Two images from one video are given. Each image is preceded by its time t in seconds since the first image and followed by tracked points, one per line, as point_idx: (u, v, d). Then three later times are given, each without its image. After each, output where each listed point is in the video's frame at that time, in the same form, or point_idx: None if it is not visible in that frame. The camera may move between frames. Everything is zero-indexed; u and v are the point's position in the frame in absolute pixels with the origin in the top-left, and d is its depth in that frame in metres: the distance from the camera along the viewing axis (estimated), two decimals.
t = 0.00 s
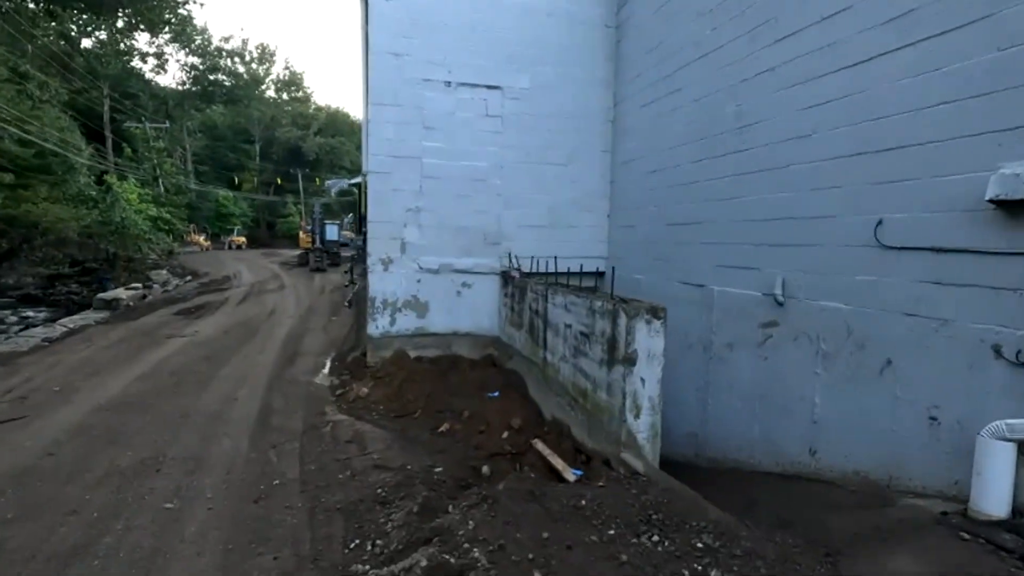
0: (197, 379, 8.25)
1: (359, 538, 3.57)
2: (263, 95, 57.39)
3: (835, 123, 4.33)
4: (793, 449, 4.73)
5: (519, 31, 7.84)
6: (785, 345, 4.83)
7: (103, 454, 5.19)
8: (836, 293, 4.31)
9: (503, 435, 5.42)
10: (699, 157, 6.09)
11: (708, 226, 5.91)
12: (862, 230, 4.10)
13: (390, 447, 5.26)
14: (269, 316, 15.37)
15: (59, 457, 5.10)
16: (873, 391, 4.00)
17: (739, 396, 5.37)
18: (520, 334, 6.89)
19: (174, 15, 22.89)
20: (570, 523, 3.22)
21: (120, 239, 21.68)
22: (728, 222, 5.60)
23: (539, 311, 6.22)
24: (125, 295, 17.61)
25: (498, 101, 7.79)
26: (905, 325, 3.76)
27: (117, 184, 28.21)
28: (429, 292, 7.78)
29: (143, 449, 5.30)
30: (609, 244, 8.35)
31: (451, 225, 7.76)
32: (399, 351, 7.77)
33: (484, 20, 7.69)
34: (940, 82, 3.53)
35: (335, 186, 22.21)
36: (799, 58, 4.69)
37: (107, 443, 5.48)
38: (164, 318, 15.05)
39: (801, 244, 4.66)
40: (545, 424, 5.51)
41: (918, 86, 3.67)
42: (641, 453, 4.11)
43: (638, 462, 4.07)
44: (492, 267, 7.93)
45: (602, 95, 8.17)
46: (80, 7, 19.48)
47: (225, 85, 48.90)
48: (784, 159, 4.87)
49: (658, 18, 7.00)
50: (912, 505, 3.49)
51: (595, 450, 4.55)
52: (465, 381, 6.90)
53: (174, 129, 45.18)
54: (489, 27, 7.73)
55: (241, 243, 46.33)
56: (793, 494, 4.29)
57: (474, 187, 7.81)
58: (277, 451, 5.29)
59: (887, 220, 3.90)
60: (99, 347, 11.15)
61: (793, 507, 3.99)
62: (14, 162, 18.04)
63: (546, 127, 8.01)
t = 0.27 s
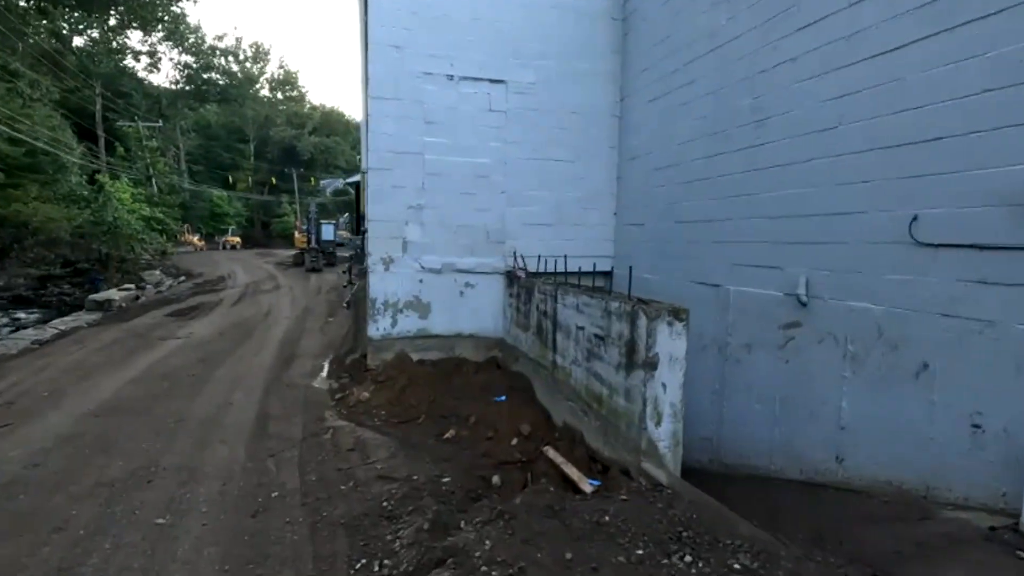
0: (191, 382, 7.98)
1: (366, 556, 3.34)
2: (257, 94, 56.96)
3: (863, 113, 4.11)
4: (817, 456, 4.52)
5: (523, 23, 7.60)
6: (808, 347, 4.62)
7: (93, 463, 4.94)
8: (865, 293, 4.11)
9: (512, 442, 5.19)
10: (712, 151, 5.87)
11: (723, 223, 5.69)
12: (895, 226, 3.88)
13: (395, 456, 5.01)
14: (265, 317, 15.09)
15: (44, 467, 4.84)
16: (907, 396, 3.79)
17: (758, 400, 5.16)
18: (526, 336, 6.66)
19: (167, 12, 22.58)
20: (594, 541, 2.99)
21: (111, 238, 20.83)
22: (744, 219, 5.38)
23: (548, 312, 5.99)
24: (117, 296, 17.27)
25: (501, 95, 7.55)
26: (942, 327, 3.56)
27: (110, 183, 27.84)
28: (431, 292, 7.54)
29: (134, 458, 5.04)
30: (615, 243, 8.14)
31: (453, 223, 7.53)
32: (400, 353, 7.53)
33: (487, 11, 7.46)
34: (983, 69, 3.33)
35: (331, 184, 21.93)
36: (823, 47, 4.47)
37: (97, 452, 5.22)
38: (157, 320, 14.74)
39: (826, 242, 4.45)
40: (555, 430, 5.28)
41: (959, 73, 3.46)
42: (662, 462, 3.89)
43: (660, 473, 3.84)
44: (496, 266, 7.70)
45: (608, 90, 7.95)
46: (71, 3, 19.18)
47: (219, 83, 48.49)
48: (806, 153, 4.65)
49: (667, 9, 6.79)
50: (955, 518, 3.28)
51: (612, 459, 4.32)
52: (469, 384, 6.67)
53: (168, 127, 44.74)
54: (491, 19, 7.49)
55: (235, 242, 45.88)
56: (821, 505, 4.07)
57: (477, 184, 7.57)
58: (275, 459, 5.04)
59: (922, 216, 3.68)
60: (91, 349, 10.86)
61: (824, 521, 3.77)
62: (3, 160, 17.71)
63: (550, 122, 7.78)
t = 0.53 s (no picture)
0: (183, 386, 7.69)
1: None
2: (251, 93, 56.49)
3: (904, 99, 3.89)
4: (849, 461, 4.28)
5: (528, 12, 7.34)
6: (837, 347, 4.39)
7: (79, 475, 4.65)
8: (902, 290, 3.88)
9: (523, 449, 4.93)
10: (730, 143, 5.64)
11: (742, 218, 5.44)
12: (939, 222, 3.64)
13: (400, 464, 4.75)
14: (260, 318, 14.78)
15: (26, 480, 4.54)
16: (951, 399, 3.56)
17: (781, 403, 4.92)
18: (534, 336, 6.39)
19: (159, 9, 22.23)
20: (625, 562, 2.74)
21: (102, 239, 20.32)
22: (767, 213, 5.14)
23: (558, 311, 5.73)
24: (109, 297, 16.89)
25: (506, 87, 7.28)
26: (992, 326, 3.33)
27: (101, 183, 27.42)
28: (433, 291, 7.27)
29: (123, 468, 4.76)
30: (623, 240, 7.89)
31: (456, 220, 7.26)
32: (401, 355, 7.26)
33: None
34: None
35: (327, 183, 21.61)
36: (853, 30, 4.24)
37: (83, 462, 4.93)
38: (149, 321, 14.39)
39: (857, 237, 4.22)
40: (568, 436, 5.03)
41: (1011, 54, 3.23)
42: (689, 471, 3.65)
43: (687, 484, 3.59)
44: (500, 264, 7.44)
45: (616, 82, 7.70)
46: None
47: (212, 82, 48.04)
48: (837, 142, 4.42)
49: None
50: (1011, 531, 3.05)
51: (632, 467, 4.07)
52: (475, 387, 6.40)
53: (160, 127, 44.27)
54: (495, 8, 7.23)
55: (229, 243, 45.40)
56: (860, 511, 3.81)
57: (481, 178, 7.31)
58: (273, 469, 4.77)
59: (968, 207, 3.47)
60: (80, 352, 10.52)
61: (867, 530, 3.51)
62: None
63: (556, 115, 7.53)
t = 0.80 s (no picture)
0: (175, 393, 7.37)
1: None
2: (244, 92, 55.95)
3: (947, 88, 3.64)
4: (885, 475, 4.03)
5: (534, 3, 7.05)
6: (871, 353, 4.14)
7: (63, 493, 4.36)
8: (947, 293, 3.62)
9: (536, 461, 4.66)
10: (748, 138, 5.37)
11: (762, 216, 5.18)
12: (988, 222, 3.40)
13: (406, 480, 4.47)
14: (255, 320, 14.44)
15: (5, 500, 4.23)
16: (1004, 410, 3.32)
17: (807, 412, 4.67)
18: (543, 341, 6.13)
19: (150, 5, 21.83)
20: None
21: (94, 239, 20.28)
22: (790, 211, 4.88)
23: (570, 315, 5.45)
24: (100, 298, 16.51)
25: (511, 81, 7.00)
26: None
27: (92, 183, 26.95)
28: (436, 293, 6.98)
29: (110, 486, 4.45)
30: (631, 240, 7.63)
31: (460, 219, 6.98)
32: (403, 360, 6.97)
33: None
34: None
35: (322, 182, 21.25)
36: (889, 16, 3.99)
37: (69, 478, 4.63)
38: (141, 324, 14.04)
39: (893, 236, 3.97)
40: (583, 447, 4.76)
41: None
42: (721, 489, 3.40)
43: (721, 504, 3.33)
44: (506, 265, 7.16)
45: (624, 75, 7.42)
46: None
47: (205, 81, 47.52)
48: (870, 135, 4.17)
49: None
50: None
51: (657, 484, 3.80)
52: (481, 393, 6.13)
53: (152, 126, 43.73)
54: None
55: (223, 243, 44.85)
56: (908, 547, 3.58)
57: (486, 176, 7.02)
58: (270, 485, 4.48)
59: (1022, 204, 3.22)
60: (70, 356, 10.18)
61: (921, 570, 3.27)
62: None
63: (563, 110, 7.24)
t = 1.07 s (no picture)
0: (172, 400, 7.11)
1: None
2: (241, 92, 55.59)
3: (997, 78, 3.41)
4: (928, 488, 3.81)
5: None
6: (911, 360, 3.91)
7: (51, 512, 4.09)
8: (998, 298, 3.39)
9: (553, 474, 4.43)
10: (771, 133, 5.13)
11: (788, 215, 4.94)
12: None
13: (417, 495, 4.22)
14: (254, 323, 14.16)
15: None
16: None
17: (838, 421, 4.44)
18: (555, 345, 5.89)
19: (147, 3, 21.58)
20: None
21: (89, 240, 19.79)
22: (819, 209, 4.64)
23: (585, 319, 5.21)
24: (95, 301, 16.16)
25: (520, 75, 6.75)
26: None
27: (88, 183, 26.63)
28: (443, 296, 6.73)
29: (103, 503, 4.20)
30: (643, 240, 7.40)
31: (467, 219, 6.73)
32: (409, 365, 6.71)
33: None
34: None
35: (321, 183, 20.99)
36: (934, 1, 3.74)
37: (57, 495, 4.36)
38: (137, 327, 13.72)
39: (937, 236, 3.74)
40: (602, 459, 4.53)
41: None
42: (759, 508, 3.17)
43: (760, 525, 3.09)
44: (514, 267, 6.92)
45: (636, 70, 7.18)
46: None
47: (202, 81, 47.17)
48: (910, 128, 3.92)
49: None
50: None
51: (687, 501, 3.57)
52: (491, 400, 5.89)
53: (149, 125, 43.36)
54: None
55: (220, 244, 44.45)
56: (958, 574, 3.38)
57: (494, 174, 6.77)
58: (273, 501, 4.23)
59: None
60: (63, 361, 9.87)
61: None
62: None
63: (573, 106, 7.00)
